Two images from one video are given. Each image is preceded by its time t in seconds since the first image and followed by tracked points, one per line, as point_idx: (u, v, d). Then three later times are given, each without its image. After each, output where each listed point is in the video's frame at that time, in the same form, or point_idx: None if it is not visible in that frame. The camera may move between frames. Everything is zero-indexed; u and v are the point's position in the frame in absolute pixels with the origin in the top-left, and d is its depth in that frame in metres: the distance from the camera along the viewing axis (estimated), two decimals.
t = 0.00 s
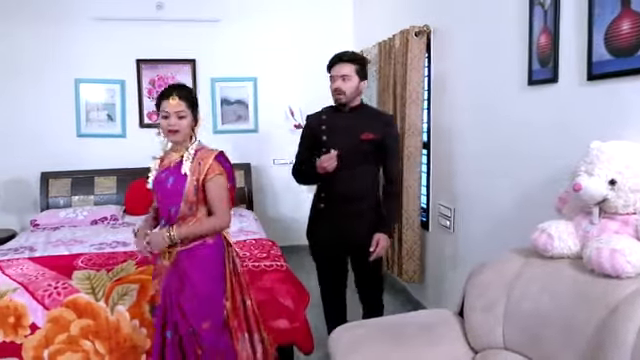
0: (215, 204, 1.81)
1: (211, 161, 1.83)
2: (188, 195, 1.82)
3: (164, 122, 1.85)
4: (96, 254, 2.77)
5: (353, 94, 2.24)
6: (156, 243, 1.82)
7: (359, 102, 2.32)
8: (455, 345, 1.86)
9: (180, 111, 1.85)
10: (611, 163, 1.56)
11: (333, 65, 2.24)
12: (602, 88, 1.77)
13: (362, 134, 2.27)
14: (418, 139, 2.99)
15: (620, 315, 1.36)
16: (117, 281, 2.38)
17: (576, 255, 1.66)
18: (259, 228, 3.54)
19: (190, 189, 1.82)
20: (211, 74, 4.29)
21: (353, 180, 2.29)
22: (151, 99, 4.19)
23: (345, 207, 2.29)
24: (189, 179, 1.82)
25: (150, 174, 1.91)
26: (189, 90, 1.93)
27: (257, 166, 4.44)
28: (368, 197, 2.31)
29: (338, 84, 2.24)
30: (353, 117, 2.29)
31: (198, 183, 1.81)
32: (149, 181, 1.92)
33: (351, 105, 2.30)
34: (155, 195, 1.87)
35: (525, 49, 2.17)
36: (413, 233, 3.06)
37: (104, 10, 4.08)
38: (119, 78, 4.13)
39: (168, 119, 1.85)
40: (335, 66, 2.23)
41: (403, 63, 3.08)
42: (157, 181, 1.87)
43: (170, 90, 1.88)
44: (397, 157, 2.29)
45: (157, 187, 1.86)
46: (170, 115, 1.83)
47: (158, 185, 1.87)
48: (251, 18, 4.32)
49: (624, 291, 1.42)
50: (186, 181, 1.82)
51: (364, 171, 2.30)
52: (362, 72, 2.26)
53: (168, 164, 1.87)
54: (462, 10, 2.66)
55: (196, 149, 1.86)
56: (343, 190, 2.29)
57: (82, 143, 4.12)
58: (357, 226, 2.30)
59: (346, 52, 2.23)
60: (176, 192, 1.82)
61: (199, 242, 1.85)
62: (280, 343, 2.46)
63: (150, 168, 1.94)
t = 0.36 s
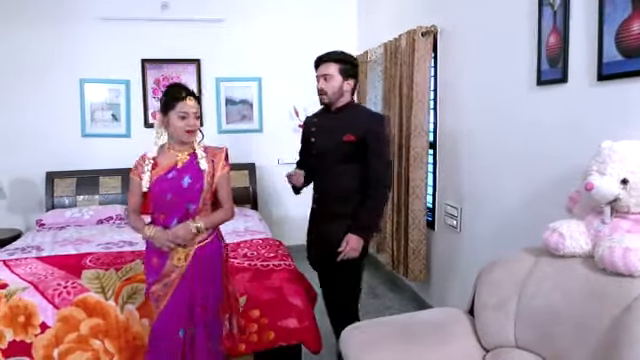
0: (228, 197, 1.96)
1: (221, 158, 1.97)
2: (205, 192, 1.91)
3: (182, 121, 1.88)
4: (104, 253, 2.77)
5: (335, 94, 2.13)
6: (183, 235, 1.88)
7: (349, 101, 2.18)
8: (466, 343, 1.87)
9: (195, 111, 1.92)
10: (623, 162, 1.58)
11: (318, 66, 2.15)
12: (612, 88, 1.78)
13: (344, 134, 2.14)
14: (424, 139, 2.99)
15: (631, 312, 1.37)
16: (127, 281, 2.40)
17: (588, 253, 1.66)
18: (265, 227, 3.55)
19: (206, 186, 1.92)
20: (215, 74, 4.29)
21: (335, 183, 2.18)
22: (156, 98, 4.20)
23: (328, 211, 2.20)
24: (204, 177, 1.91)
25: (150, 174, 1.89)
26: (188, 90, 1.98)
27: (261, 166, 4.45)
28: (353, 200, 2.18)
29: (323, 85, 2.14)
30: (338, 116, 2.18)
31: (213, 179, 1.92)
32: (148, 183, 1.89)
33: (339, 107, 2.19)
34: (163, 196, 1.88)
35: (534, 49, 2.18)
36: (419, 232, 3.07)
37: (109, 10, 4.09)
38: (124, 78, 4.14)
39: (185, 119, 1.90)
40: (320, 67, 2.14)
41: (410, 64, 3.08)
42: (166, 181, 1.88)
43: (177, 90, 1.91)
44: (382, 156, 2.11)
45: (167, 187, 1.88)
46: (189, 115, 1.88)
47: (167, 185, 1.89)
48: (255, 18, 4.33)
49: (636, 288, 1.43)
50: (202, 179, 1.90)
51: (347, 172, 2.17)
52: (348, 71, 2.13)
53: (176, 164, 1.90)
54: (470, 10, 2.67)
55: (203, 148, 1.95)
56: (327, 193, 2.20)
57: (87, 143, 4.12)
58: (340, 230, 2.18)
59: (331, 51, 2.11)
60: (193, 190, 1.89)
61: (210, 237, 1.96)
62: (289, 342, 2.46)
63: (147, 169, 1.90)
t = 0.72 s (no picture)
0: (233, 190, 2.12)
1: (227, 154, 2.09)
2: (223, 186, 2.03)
3: (209, 118, 1.96)
4: (111, 253, 2.78)
5: (328, 94, 2.12)
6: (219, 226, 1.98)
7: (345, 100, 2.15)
8: (476, 342, 1.88)
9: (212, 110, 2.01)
10: (635, 162, 1.60)
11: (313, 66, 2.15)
12: (621, 89, 1.79)
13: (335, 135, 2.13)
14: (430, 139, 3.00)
15: None
16: (136, 280, 2.41)
17: (599, 253, 1.68)
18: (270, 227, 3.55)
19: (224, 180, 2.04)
20: (220, 74, 4.30)
21: (327, 185, 2.18)
22: (160, 98, 4.20)
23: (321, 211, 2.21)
24: (222, 172, 2.02)
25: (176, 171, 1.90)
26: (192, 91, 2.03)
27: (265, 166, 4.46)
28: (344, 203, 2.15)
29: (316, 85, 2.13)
30: (332, 118, 2.16)
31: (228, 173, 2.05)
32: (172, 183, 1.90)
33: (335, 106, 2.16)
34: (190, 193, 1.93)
35: (542, 49, 2.19)
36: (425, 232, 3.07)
37: (114, 10, 4.09)
38: (129, 78, 4.14)
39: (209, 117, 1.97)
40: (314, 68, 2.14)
41: (416, 64, 3.10)
42: (192, 178, 1.92)
43: (193, 90, 1.97)
44: (369, 159, 2.05)
45: (193, 183, 1.93)
46: (211, 113, 1.97)
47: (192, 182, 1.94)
48: (260, 18, 4.34)
49: None
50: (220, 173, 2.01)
51: (338, 174, 2.15)
52: (342, 69, 2.11)
53: (196, 161, 1.94)
54: (476, 11, 2.68)
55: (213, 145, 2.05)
56: (320, 195, 2.21)
57: (92, 143, 4.13)
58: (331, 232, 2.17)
59: (322, 51, 2.11)
60: (216, 185, 1.99)
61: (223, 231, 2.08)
62: (297, 342, 2.47)
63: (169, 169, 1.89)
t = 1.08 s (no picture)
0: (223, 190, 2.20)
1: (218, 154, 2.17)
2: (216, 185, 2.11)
3: (200, 118, 2.03)
4: (118, 253, 2.78)
5: (318, 94, 2.07)
6: (214, 223, 2.05)
7: (336, 100, 2.09)
8: (486, 340, 1.89)
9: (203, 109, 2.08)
10: None
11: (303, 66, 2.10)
12: (630, 89, 1.80)
13: (329, 136, 2.06)
14: (436, 139, 3.01)
15: None
16: (144, 280, 2.41)
17: (609, 252, 1.70)
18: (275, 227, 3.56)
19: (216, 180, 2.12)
20: (224, 74, 4.31)
21: (320, 187, 2.11)
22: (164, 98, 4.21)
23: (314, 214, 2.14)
24: (214, 171, 2.10)
25: (171, 172, 1.96)
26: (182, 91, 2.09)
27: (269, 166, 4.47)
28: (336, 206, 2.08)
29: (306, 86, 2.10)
30: (327, 117, 2.09)
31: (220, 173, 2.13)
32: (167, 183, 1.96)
33: (327, 105, 2.10)
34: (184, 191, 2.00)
35: (549, 49, 2.20)
36: (431, 232, 3.08)
37: (118, 11, 4.10)
38: (133, 78, 4.15)
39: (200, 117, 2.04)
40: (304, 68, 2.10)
41: (421, 64, 3.11)
42: (186, 178, 1.99)
43: (182, 91, 2.03)
44: (360, 160, 1.97)
45: (188, 183, 2.00)
46: (203, 113, 2.04)
47: (186, 181, 2.00)
48: (264, 18, 4.35)
49: None
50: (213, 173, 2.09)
51: (331, 176, 2.08)
52: (331, 67, 2.05)
53: (190, 161, 2.01)
54: (483, 11, 2.69)
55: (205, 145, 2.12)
56: (315, 197, 2.14)
57: (96, 143, 4.13)
58: (324, 235, 2.10)
59: (312, 48, 2.05)
60: (209, 184, 2.07)
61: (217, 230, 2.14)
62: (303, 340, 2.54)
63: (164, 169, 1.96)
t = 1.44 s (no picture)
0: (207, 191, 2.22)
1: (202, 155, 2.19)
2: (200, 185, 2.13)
3: (184, 118, 2.05)
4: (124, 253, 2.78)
5: (303, 95, 2.04)
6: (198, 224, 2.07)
7: (322, 100, 2.06)
8: (495, 338, 1.90)
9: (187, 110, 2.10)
10: None
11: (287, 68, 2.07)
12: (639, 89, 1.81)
13: (315, 136, 2.04)
14: (441, 139, 3.02)
15: None
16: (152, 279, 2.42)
17: (618, 251, 1.71)
18: (279, 226, 3.57)
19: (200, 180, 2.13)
20: (228, 74, 4.31)
21: (307, 188, 2.08)
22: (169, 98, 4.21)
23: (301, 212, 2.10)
24: (198, 172, 2.11)
25: (154, 173, 1.98)
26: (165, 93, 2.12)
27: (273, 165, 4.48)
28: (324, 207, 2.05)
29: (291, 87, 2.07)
30: (313, 118, 2.07)
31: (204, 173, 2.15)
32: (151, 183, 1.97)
33: (313, 106, 2.06)
34: (169, 192, 2.01)
35: (556, 50, 2.21)
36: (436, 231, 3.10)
37: (122, 11, 4.10)
38: (137, 78, 4.15)
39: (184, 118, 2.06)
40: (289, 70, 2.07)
41: (426, 64, 3.11)
42: (170, 179, 2.00)
43: (165, 92, 2.06)
44: (347, 161, 1.95)
45: (172, 184, 2.01)
46: (186, 113, 2.06)
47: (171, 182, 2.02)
48: (268, 18, 4.36)
49: None
50: (197, 173, 2.11)
51: (318, 176, 2.05)
52: (316, 68, 2.01)
53: (174, 162, 2.02)
54: (488, 11, 2.70)
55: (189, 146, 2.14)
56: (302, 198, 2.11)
57: (101, 143, 4.14)
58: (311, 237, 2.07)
59: (297, 49, 2.02)
60: (194, 184, 2.09)
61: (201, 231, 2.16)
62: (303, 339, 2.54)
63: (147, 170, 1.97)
